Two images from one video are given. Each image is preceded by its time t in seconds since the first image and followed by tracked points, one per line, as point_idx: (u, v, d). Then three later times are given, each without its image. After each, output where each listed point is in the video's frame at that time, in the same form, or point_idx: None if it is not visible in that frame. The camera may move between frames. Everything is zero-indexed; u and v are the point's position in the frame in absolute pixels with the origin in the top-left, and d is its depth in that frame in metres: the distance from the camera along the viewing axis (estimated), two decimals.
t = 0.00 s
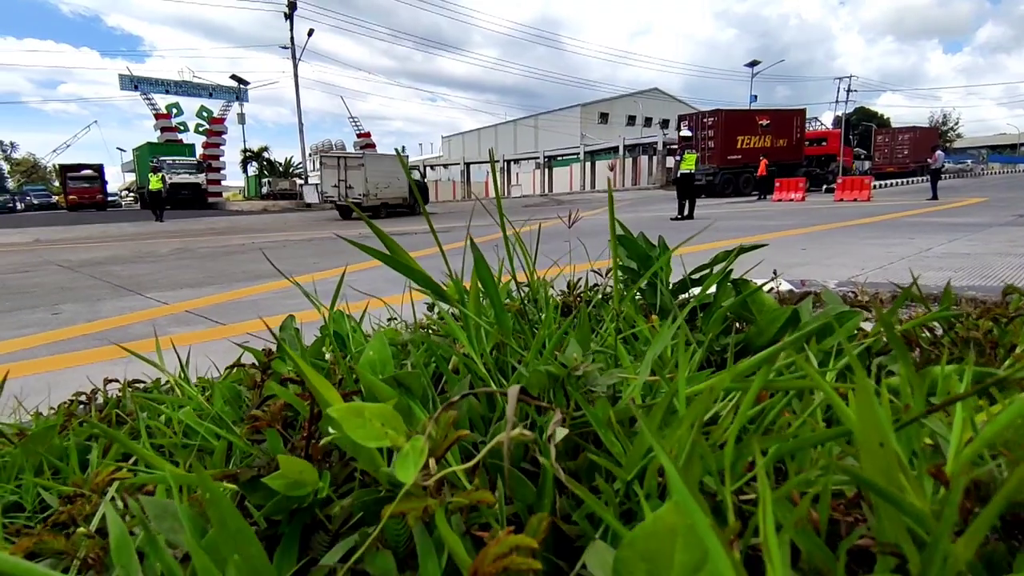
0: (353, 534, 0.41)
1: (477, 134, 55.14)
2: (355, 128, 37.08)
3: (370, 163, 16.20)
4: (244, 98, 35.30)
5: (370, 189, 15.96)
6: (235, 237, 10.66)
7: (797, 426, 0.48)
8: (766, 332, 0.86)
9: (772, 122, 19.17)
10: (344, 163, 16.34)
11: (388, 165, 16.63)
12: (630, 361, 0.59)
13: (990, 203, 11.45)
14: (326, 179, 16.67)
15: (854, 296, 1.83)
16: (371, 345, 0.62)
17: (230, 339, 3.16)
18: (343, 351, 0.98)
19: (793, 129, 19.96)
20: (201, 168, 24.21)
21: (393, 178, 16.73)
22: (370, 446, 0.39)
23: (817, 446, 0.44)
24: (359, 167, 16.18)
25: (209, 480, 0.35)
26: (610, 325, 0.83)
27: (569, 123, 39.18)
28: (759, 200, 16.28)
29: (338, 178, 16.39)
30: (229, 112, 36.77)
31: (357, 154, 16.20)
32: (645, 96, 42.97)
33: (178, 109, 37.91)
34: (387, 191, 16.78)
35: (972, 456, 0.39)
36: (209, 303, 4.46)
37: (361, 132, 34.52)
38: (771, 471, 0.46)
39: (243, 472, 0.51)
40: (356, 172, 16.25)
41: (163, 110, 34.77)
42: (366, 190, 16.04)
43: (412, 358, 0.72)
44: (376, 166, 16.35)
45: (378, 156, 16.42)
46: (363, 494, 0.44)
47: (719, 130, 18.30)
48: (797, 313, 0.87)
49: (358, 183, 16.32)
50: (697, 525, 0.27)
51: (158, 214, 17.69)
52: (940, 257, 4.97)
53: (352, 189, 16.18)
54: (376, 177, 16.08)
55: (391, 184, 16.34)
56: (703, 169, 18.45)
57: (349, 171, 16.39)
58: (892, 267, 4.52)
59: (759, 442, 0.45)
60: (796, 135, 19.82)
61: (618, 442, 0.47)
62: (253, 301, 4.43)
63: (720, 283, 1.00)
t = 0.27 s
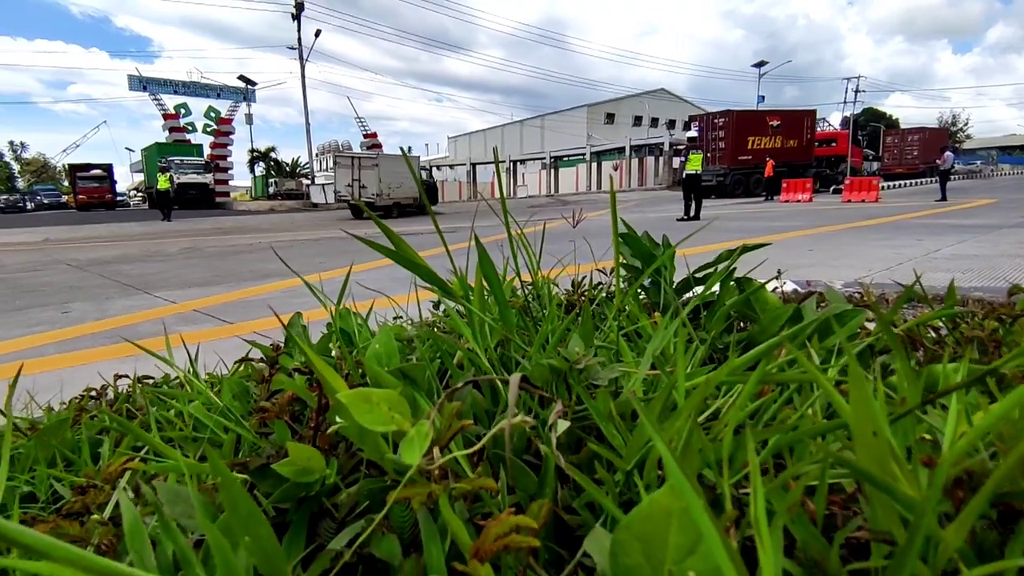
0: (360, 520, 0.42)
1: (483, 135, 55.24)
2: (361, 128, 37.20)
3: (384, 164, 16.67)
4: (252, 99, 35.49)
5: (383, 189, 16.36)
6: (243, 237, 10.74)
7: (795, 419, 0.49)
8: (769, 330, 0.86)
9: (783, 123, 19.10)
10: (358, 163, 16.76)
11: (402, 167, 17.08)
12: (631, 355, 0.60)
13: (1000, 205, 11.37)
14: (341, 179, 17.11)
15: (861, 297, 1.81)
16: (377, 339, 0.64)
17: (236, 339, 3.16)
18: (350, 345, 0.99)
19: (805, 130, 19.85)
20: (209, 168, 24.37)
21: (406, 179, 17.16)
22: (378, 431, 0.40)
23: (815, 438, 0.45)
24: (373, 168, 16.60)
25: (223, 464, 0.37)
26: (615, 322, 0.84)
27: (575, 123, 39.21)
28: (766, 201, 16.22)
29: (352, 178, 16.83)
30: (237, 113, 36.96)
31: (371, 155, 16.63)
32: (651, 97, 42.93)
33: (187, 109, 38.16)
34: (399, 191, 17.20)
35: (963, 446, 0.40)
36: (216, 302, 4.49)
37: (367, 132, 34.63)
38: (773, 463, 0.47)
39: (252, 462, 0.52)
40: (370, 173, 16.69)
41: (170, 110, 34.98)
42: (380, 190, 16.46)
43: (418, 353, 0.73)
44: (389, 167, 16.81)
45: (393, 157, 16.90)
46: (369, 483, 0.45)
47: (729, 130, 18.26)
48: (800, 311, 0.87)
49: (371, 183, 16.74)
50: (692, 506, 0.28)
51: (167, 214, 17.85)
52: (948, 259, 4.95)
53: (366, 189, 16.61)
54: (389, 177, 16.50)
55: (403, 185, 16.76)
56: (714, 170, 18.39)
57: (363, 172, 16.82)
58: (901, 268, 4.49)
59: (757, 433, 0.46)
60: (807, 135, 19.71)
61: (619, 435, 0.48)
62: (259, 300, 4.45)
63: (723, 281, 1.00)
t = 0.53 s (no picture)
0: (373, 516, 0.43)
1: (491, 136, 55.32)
2: (369, 128, 37.35)
3: (400, 165, 17.01)
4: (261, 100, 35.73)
5: (399, 190, 16.64)
6: (252, 237, 10.82)
7: (796, 422, 0.50)
8: (774, 334, 0.87)
9: (796, 123, 18.96)
10: (374, 164, 17.07)
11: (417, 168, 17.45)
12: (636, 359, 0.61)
13: (1012, 207, 11.29)
14: (357, 179, 17.45)
15: (867, 299, 1.82)
16: (389, 341, 0.66)
17: (241, 339, 3.17)
18: (360, 345, 1.00)
19: (817, 130, 19.71)
20: (218, 169, 24.56)
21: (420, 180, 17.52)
22: (393, 430, 0.42)
23: (815, 440, 0.46)
24: (389, 168, 16.92)
25: (244, 460, 0.39)
26: (621, 325, 0.85)
27: (583, 124, 39.21)
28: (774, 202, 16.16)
29: (367, 178, 17.18)
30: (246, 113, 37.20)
31: (388, 156, 16.97)
32: (660, 97, 42.83)
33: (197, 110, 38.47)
34: (413, 192, 17.53)
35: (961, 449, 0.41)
36: (225, 302, 4.53)
37: (375, 133, 34.74)
38: (775, 464, 0.48)
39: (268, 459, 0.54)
40: (386, 173, 17.02)
41: (180, 110, 35.24)
42: (395, 191, 16.79)
43: (427, 354, 0.75)
44: (404, 168, 17.15)
45: (409, 159, 17.26)
46: (382, 481, 0.46)
47: (743, 130, 18.12)
48: (805, 314, 0.88)
49: (386, 183, 17.05)
50: (691, 503, 0.29)
51: (176, 213, 18.00)
52: (959, 261, 4.90)
53: (381, 189, 16.96)
54: (404, 178, 16.80)
55: (418, 186, 17.10)
56: (727, 171, 18.29)
57: (378, 172, 17.16)
58: (909, 270, 4.47)
59: (758, 436, 0.47)
60: (819, 136, 19.58)
61: (624, 437, 0.49)
62: (268, 300, 4.50)
63: (729, 285, 1.01)
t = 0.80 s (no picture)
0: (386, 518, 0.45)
1: (497, 136, 55.34)
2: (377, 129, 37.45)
3: (413, 166, 17.24)
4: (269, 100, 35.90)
5: (412, 190, 16.76)
6: (260, 237, 10.88)
7: (799, 427, 0.51)
8: (780, 338, 0.87)
9: (807, 123, 18.87)
10: (387, 164, 17.20)
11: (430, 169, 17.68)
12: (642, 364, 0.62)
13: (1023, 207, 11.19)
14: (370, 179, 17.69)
15: (874, 301, 1.82)
16: (400, 346, 0.67)
17: (251, 338, 3.21)
18: (370, 348, 1.02)
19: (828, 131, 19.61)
20: (226, 169, 24.71)
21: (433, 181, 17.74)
22: (408, 436, 0.43)
23: (816, 446, 0.47)
24: (402, 169, 17.14)
25: (264, 464, 0.40)
26: (627, 329, 0.86)
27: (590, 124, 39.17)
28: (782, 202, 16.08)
29: (381, 178, 17.41)
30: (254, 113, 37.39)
31: (402, 157, 17.20)
32: (667, 97, 42.72)
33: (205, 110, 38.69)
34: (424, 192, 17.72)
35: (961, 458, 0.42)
36: (233, 301, 4.56)
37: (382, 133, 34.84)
38: (778, 469, 0.49)
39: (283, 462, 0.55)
40: (399, 174, 17.25)
41: (189, 111, 35.48)
42: (408, 191, 17.02)
43: (437, 359, 0.76)
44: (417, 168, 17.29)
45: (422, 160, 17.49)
46: (394, 483, 0.48)
47: (755, 130, 18.04)
48: (811, 318, 0.88)
49: (400, 183, 17.17)
50: (694, 510, 0.30)
51: (184, 213, 18.12)
52: (969, 263, 4.87)
53: (395, 190, 17.19)
54: (417, 178, 17.02)
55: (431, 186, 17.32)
56: (738, 171, 18.21)
57: (392, 173, 17.40)
58: (919, 272, 4.45)
59: (763, 442, 0.48)
60: (831, 136, 19.48)
61: (629, 441, 0.50)
62: (276, 300, 4.53)
63: (736, 288, 1.01)
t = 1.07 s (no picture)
0: (401, 517, 0.46)
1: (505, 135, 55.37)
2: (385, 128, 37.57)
3: (427, 166, 17.49)
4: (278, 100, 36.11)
5: (425, 190, 16.99)
6: (268, 236, 10.96)
7: (803, 430, 0.52)
8: (786, 342, 0.88)
9: (821, 123, 18.74)
10: (402, 165, 17.43)
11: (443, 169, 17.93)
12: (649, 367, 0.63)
13: None
14: (385, 179, 17.97)
15: (882, 303, 1.81)
16: (413, 349, 0.69)
17: (262, 337, 3.25)
18: (381, 349, 1.03)
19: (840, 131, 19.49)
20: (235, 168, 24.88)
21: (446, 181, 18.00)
22: (425, 439, 0.45)
23: (821, 450, 0.48)
24: (416, 169, 17.38)
25: (286, 466, 0.42)
26: (634, 331, 0.87)
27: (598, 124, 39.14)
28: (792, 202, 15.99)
29: (395, 178, 17.68)
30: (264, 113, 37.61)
31: (416, 158, 17.44)
32: (676, 97, 42.59)
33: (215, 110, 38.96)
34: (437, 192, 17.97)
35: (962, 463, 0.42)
36: (242, 300, 4.60)
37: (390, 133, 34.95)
38: (782, 471, 0.50)
39: (301, 460, 0.57)
40: (413, 174, 17.51)
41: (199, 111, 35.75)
42: (422, 191, 17.27)
43: (448, 361, 0.78)
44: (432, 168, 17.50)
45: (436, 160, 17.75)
46: (407, 483, 0.49)
47: (769, 130, 17.90)
48: (818, 322, 0.88)
49: (414, 183, 17.39)
50: (700, 514, 0.32)
51: (194, 212, 18.28)
52: (980, 265, 4.83)
53: (409, 189, 17.45)
54: (430, 178, 17.27)
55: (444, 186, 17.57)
56: (752, 171, 18.07)
57: (406, 173, 17.66)
58: (928, 274, 4.43)
59: (768, 445, 0.49)
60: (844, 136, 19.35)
61: (637, 443, 0.51)
62: (285, 299, 4.57)
63: (743, 292, 1.02)
